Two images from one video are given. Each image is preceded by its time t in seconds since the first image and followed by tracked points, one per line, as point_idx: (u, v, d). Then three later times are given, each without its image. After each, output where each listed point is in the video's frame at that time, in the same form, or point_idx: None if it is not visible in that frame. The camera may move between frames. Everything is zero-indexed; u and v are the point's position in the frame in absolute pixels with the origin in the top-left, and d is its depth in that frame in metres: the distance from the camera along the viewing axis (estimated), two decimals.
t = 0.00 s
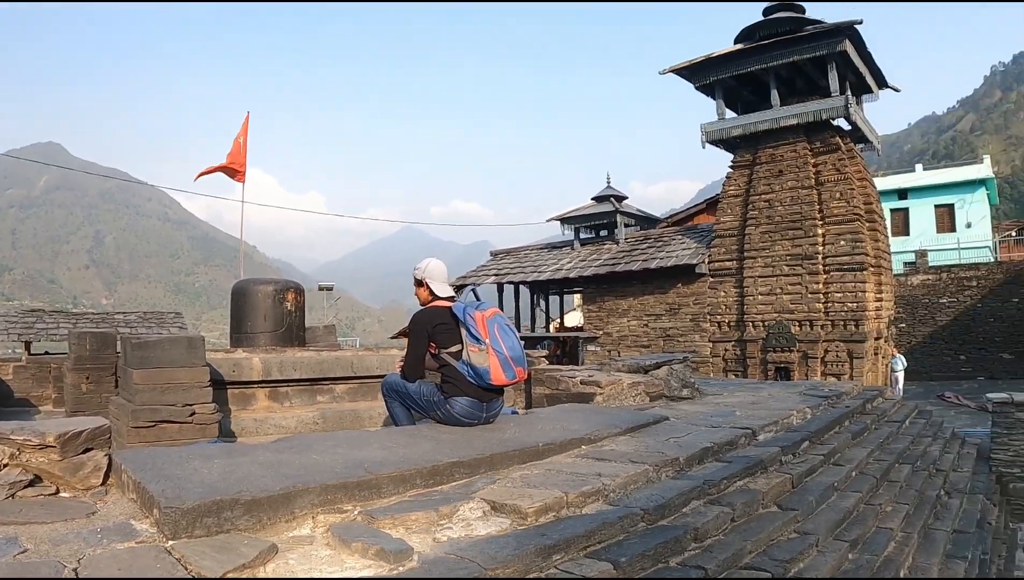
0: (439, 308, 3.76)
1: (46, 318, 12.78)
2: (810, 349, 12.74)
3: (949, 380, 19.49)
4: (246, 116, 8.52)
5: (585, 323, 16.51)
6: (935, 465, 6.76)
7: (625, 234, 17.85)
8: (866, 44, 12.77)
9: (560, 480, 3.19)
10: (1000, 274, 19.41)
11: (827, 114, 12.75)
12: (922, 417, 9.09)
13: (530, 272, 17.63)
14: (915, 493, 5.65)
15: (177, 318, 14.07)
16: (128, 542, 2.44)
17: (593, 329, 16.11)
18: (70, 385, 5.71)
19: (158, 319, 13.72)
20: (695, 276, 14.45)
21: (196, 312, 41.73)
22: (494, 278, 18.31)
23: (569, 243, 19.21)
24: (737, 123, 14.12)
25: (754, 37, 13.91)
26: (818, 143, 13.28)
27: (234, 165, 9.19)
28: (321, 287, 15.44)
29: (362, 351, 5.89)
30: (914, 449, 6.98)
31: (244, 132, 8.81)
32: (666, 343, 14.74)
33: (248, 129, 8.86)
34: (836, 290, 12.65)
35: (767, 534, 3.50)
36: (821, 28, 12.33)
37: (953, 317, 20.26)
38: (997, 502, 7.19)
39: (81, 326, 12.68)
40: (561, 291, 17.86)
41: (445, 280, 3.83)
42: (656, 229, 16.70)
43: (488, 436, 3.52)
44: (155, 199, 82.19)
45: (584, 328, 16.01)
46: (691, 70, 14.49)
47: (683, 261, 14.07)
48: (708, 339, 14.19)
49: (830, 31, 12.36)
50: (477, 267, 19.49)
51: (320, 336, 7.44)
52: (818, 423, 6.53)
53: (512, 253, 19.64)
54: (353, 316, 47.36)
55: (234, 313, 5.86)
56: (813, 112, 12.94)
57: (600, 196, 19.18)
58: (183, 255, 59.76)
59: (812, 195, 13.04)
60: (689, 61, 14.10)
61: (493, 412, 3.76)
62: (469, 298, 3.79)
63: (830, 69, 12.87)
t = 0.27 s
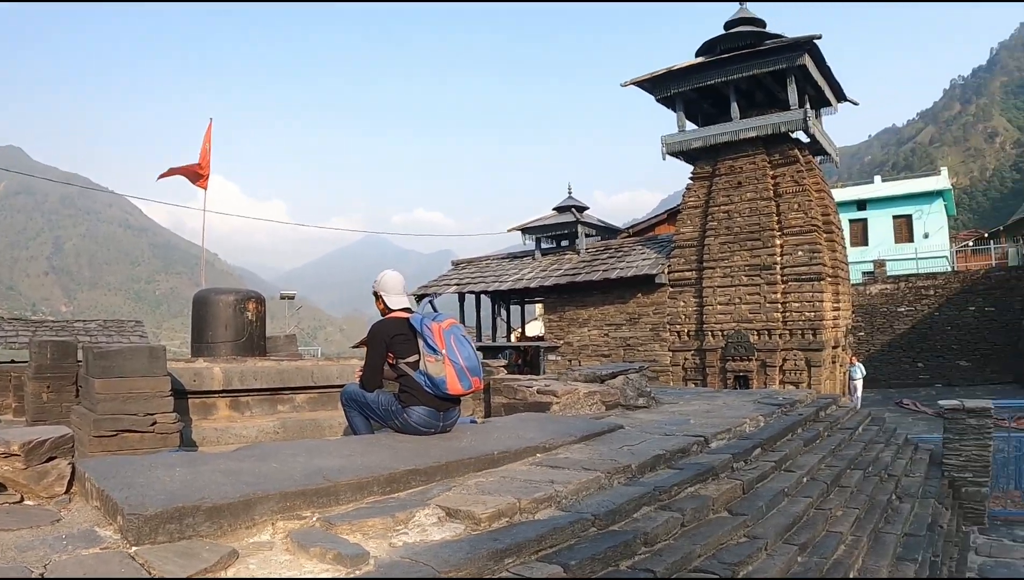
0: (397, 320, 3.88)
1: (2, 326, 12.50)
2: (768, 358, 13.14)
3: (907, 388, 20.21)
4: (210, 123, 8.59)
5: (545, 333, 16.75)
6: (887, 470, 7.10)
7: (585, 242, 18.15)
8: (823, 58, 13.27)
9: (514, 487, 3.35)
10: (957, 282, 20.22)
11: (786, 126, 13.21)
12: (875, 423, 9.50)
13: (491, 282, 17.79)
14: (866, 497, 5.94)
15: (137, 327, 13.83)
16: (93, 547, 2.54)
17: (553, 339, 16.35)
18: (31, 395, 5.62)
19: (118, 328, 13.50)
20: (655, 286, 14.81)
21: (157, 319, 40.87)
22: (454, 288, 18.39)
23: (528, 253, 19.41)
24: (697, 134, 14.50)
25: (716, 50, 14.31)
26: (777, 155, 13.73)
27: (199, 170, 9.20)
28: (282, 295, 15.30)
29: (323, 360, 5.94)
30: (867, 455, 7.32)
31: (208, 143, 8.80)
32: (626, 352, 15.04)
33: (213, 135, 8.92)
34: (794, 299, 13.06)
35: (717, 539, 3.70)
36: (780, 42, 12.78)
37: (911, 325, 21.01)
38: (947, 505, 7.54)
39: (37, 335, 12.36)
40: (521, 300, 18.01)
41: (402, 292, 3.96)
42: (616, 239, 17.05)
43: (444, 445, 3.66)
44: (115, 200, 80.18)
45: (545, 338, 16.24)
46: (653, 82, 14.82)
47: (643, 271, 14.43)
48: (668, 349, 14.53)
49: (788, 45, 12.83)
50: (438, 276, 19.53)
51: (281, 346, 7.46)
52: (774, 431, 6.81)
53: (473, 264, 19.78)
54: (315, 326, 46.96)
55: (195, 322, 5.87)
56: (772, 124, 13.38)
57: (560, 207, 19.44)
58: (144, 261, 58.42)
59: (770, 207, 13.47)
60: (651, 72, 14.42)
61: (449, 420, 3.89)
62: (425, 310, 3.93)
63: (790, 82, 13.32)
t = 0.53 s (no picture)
0: (372, 329, 4.02)
1: None
2: (742, 366, 13.46)
3: (881, 396, 20.70)
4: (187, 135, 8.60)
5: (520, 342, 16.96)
6: (855, 476, 7.36)
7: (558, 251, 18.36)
8: (794, 72, 13.68)
9: (485, 491, 3.50)
10: (930, 291, 20.81)
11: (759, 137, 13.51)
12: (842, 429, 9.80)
13: (466, 291, 17.95)
14: (831, 501, 6.17)
15: (113, 335, 13.77)
16: (79, 548, 2.64)
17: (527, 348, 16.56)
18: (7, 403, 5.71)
19: (93, 336, 13.43)
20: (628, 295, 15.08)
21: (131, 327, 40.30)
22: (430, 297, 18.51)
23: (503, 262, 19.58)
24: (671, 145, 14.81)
25: (692, 62, 14.65)
26: (750, 166, 14.04)
27: (178, 181, 9.20)
28: (259, 303, 15.29)
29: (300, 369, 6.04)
30: (837, 461, 7.57)
31: (187, 162, 8.79)
32: (601, 361, 15.27)
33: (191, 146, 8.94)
34: (767, 308, 13.39)
35: (681, 541, 3.88)
36: (752, 56, 13.15)
37: (884, 334, 21.55)
38: (914, 508, 7.82)
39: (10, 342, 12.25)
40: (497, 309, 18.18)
41: (378, 301, 4.09)
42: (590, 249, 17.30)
43: (418, 451, 3.80)
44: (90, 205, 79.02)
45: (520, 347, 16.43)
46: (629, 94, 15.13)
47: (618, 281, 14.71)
48: (643, 358, 14.79)
49: (759, 59, 13.20)
50: (414, 285, 19.63)
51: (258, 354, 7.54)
52: (744, 438, 7.04)
53: (450, 273, 19.90)
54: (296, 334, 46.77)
55: (173, 331, 5.95)
56: (745, 135, 13.70)
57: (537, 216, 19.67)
58: (118, 268, 57.50)
59: (744, 217, 13.82)
60: (626, 84, 14.72)
61: (423, 427, 4.03)
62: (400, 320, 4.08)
63: (764, 94, 13.69)
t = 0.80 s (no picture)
0: (393, 338, 4.11)
1: None
2: (753, 374, 13.44)
3: (893, 405, 20.58)
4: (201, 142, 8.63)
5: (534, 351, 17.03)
6: (867, 483, 7.39)
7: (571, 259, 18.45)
8: (805, 81, 13.74)
9: (502, 495, 3.57)
10: (941, 299, 20.70)
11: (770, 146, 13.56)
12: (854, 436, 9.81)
13: (479, 299, 18.04)
14: (848, 510, 6.20)
15: (126, 341, 13.91)
16: (114, 548, 2.74)
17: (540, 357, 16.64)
18: (28, 408, 5.75)
19: (107, 342, 13.58)
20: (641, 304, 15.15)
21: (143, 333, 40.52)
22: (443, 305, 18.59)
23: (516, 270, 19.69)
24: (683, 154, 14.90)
25: (704, 71, 14.74)
26: (762, 175, 14.16)
27: (194, 187, 9.31)
28: (273, 311, 15.37)
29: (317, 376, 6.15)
30: (848, 468, 7.60)
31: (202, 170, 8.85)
32: (613, 369, 15.27)
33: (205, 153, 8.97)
34: (778, 316, 13.40)
35: (695, 543, 3.93)
36: (763, 66, 13.23)
37: (895, 341, 21.46)
38: (924, 515, 7.82)
39: (24, 347, 12.39)
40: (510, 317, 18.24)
41: (398, 310, 4.17)
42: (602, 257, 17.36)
43: (438, 457, 3.88)
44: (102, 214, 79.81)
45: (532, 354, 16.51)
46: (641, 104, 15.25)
47: (631, 289, 14.77)
48: (654, 366, 14.79)
49: (770, 69, 13.28)
50: (427, 293, 19.72)
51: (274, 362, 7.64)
52: (757, 445, 7.08)
53: (462, 281, 20.01)
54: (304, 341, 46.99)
55: (193, 338, 6.06)
56: (756, 145, 13.75)
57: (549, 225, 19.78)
58: (129, 275, 57.93)
59: (755, 226, 13.86)
60: (638, 94, 14.84)
61: (442, 434, 4.09)
62: (419, 328, 4.16)
63: (775, 103, 13.77)
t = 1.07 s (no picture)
0: (444, 342, 4.16)
1: (41, 341, 12.92)
2: (795, 379, 13.18)
3: (934, 410, 19.94)
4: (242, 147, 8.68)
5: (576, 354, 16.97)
6: (910, 488, 7.20)
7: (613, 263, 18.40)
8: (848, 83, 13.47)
9: (555, 496, 3.57)
10: (984, 302, 20.02)
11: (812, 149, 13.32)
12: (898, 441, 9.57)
13: (520, 303, 18.07)
14: (893, 515, 6.03)
15: (168, 343, 14.31)
16: (179, 546, 2.80)
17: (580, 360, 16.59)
18: (80, 409, 5.92)
19: (150, 344, 13.99)
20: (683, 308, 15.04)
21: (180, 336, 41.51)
22: (485, 309, 18.69)
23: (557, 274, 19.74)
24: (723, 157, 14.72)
25: (743, 74, 14.56)
26: (802, 178, 13.88)
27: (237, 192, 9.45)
28: (315, 314, 15.61)
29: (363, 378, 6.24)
30: (890, 471, 7.41)
31: (245, 173, 9.05)
32: (654, 373, 15.19)
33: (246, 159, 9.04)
34: (819, 320, 13.11)
35: (744, 545, 3.87)
36: (804, 67, 13.00)
37: (937, 345, 20.81)
38: (968, 520, 7.55)
39: (70, 348, 12.80)
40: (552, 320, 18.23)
41: (447, 313, 4.22)
42: (643, 261, 17.23)
43: (489, 459, 3.89)
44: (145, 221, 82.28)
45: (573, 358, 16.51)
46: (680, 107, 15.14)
47: (672, 292, 14.62)
48: (695, 369, 14.65)
49: (812, 70, 13.04)
50: (468, 297, 19.85)
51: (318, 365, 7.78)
52: (802, 448, 6.95)
53: (503, 284, 20.08)
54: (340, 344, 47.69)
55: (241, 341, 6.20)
56: (798, 147, 13.52)
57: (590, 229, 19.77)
58: (171, 280, 59.60)
59: (796, 229, 13.62)
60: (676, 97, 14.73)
61: (493, 437, 4.11)
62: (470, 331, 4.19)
63: (815, 105, 13.49)
